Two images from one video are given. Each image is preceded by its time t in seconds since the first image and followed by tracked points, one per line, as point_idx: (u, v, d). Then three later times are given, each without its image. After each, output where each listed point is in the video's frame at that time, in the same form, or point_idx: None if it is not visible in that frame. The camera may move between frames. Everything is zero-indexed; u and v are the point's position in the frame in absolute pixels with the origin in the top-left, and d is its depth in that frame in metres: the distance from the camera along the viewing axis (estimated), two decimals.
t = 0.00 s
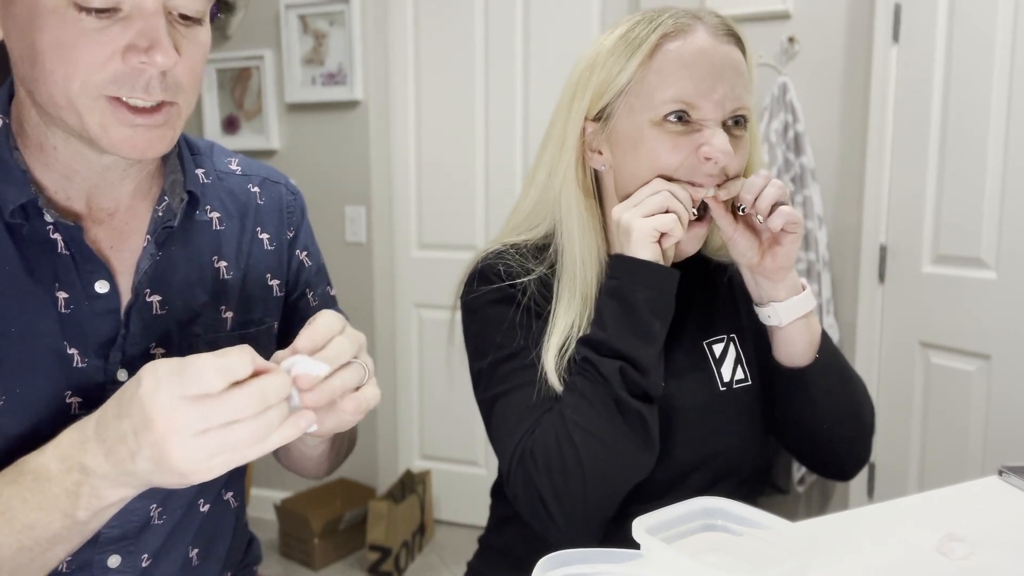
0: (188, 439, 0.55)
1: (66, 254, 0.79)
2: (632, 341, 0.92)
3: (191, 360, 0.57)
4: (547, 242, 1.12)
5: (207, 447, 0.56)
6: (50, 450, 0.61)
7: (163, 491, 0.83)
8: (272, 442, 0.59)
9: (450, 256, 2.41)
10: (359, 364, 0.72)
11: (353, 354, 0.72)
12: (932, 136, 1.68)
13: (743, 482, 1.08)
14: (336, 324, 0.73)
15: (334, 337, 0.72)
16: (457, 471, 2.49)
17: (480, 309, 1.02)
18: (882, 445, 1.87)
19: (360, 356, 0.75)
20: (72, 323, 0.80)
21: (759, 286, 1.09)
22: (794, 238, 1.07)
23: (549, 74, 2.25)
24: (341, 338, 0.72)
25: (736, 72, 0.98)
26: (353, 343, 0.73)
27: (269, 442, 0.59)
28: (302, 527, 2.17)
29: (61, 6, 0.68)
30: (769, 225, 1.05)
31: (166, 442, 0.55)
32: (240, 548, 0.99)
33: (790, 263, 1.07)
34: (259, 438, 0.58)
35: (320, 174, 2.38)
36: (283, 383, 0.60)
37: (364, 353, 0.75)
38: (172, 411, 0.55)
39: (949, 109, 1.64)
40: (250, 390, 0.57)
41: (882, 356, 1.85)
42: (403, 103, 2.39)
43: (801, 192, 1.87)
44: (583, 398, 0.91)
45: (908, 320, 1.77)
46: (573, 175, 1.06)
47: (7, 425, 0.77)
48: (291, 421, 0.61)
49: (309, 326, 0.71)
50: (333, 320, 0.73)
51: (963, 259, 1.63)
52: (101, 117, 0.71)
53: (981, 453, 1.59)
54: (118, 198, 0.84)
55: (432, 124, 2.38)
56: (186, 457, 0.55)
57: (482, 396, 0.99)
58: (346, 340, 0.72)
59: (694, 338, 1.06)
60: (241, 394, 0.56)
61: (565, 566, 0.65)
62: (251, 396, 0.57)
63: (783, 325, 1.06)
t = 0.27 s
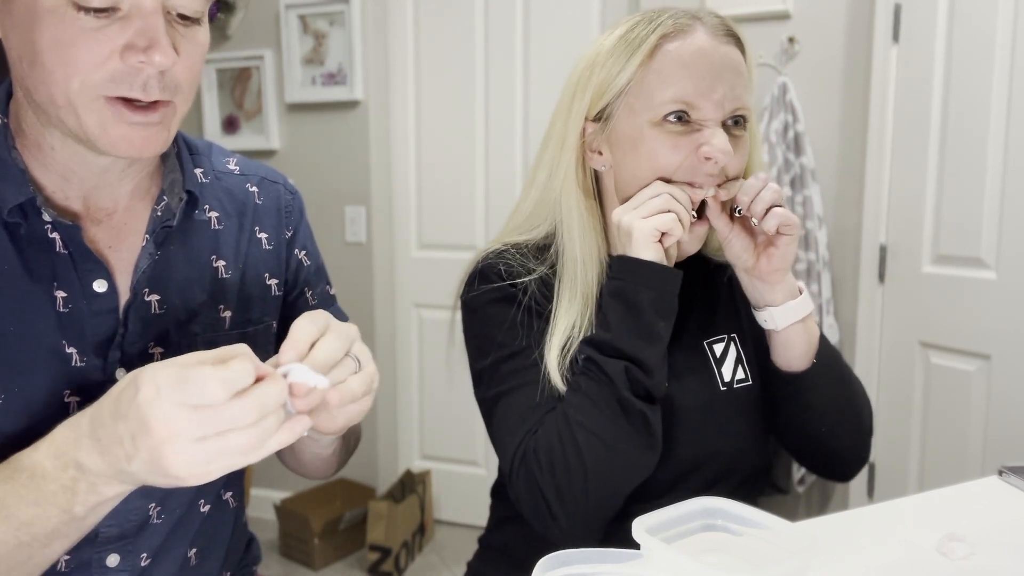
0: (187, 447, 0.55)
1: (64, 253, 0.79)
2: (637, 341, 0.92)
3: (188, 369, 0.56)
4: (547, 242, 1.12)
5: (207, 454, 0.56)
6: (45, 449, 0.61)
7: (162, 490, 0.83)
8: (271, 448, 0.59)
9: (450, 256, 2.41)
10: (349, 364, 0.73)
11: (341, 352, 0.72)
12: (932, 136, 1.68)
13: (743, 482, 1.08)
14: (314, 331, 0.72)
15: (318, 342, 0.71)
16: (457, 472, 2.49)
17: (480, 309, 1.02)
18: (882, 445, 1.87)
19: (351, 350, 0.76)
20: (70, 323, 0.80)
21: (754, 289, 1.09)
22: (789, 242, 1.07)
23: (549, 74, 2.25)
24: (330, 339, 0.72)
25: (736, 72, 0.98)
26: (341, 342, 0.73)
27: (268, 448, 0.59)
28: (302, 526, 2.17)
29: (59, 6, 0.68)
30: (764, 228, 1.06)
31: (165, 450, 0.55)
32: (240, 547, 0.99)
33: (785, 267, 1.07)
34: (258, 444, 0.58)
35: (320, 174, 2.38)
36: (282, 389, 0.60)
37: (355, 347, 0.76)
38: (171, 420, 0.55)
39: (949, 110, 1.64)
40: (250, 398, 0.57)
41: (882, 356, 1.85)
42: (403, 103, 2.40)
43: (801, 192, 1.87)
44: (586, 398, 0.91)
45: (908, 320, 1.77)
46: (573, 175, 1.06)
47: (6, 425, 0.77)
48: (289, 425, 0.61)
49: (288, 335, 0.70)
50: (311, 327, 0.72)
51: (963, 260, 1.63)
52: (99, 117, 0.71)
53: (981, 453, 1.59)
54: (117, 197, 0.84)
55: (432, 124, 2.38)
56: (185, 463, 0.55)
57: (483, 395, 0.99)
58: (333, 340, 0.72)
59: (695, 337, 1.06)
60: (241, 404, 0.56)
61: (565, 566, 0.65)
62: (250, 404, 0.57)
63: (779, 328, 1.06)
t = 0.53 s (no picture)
0: (191, 449, 0.55)
1: (63, 253, 0.79)
2: (641, 343, 0.93)
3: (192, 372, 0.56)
4: (547, 242, 1.12)
5: (211, 455, 0.55)
6: (40, 447, 0.61)
7: (162, 489, 0.83)
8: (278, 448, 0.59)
9: (450, 257, 2.41)
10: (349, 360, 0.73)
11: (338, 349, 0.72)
12: (931, 136, 1.68)
13: (743, 483, 1.08)
14: (309, 331, 0.72)
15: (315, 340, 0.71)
16: (457, 472, 2.49)
17: (480, 309, 1.02)
18: (882, 445, 1.87)
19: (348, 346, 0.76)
20: (70, 322, 0.80)
21: (753, 294, 1.08)
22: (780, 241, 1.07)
23: (549, 74, 2.25)
24: (328, 337, 0.72)
25: (735, 72, 0.98)
26: (341, 339, 0.73)
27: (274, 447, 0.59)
28: (302, 526, 2.17)
29: (58, 5, 0.68)
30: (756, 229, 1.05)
31: (169, 452, 0.55)
32: (240, 547, 0.99)
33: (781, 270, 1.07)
34: (264, 445, 0.58)
35: (320, 174, 2.38)
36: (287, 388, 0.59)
37: (352, 343, 0.77)
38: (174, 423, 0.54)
39: (949, 110, 1.64)
40: (254, 399, 0.56)
41: (882, 356, 1.85)
42: (403, 104, 2.40)
43: (801, 192, 1.87)
44: (590, 398, 0.91)
45: (908, 320, 1.77)
46: (572, 175, 1.06)
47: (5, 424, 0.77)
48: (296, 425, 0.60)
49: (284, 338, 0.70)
50: (306, 327, 0.72)
51: (963, 260, 1.63)
52: (99, 116, 0.71)
53: (981, 453, 1.59)
54: (116, 197, 0.84)
55: (432, 124, 2.38)
56: (189, 465, 0.55)
57: (483, 396, 0.99)
58: (333, 338, 0.72)
59: (694, 338, 1.06)
60: (245, 406, 0.56)
61: (565, 566, 0.65)
62: (253, 405, 0.56)
63: (777, 335, 1.05)
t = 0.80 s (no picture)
0: (190, 455, 0.55)
1: (63, 252, 0.79)
2: (640, 349, 0.93)
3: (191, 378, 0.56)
4: (543, 244, 1.12)
5: (211, 461, 0.56)
6: (41, 448, 0.61)
7: (162, 489, 0.83)
8: (276, 454, 0.59)
9: (450, 257, 2.41)
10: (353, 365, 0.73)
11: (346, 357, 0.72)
12: (931, 136, 1.68)
13: (742, 484, 1.08)
14: (321, 336, 0.72)
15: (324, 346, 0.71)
16: (457, 472, 2.49)
17: (478, 312, 1.02)
18: (882, 445, 1.87)
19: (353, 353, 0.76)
20: (70, 321, 0.80)
21: (746, 297, 1.08)
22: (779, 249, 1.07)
23: (549, 73, 2.25)
24: (336, 343, 0.72)
25: (732, 71, 0.98)
26: (348, 345, 0.73)
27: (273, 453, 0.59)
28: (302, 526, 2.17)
29: (56, 4, 0.68)
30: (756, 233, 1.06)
31: (167, 459, 0.54)
32: (240, 547, 0.99)
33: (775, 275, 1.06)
34: (263, 450, 0.58)
35: (320, 174, 2.38)
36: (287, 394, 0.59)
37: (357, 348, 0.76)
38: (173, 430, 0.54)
39: (948, 110, 1.64)
40: (254, 405, 0.56)
41: (882, 356, 1.85)
42: (403, 104, 2.40)
43: (801, 192, 1.87)
44: (589, 402, 0.91)
45: (908, 321, 1.77)
46: (570, 175, 1.06)
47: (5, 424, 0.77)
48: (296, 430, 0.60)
49: (296, 343, 0.70)
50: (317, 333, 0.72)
51: (963, 260, 1.63)
52: (98, 114, 0.71)
53: (981, 453, 1.59)
54: (115, 197, 0.84)
55: (432, 124, 2.38)
56: (188, 471, 0.55)
57: (481, 398, 0.99)
58: (340, 344, 0.72)
59: (691, 341, 1.06)
60: (245, 413, 0.56)
61: (565, 566, 0.65)
62: (253, 411, 0.56)
63: (767, 338, 1.05)
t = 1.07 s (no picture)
0: (188, 456, 0.55)
1: (63, 251, 0.79)
2: (644, 352, 0.92)
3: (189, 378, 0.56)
4: (542, 244, 1.12)
5: (209, 462, 0.55)
6: (41, 447, 0.61)
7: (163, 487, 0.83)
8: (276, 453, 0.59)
9: (450, 257, 2.41)
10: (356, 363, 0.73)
11: (348, 355, 0.72)
12: (931, 136, 1.68)
13: (741, 484, 1.08)
14: (321, 330, 0.72)
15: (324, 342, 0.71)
16: (457, 472, 2.49)
17: (478, 313, 1.02)
18: (882, 445, 1.87)
19: (359, 347, 0.76)
20: (70, 320, 0.80)
21: (741, 300, 1.08)
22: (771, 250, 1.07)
23: (549, 73, 2.25)
24: (337, 341, 0.71)
25: (730, 70, 0.98)
26: (350, 343, 0.73)
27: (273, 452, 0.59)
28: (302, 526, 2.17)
29: (57, 4, 0.68)
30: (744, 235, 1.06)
31: (165, 459, 0.55)
32: (240, 546, 0.99)
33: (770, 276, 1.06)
34: (262, 451, 0.58)
35: (320, 174, 2.38)
36: (286, 396, 0.59)
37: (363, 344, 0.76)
38: (171, 431, 0.54)
39: (948, 110, 1.64)
40: (252, 407, 0.56)
41: (882, 356, 1.85)
42: (403, 104, 2.40)
43: (801, 192, 1.87)
44: (593, 404, 0.91)
45: (908, 321, 1.77)
46: (568, 175, 1.06)
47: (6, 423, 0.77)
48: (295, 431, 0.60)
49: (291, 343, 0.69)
50: (318, 327, 0.72)
51: (963, 259, 1.63)
52: (100, 115, 0.71)
53: (981, 453, 1.59)
54: (116, 196, 0.84)
55: (432, 123, 2.38)
56: (186, 472, 0.55)
57: (481, 399, 0.99)
58: (343, 343, 0.72)
59: (690, 342, 1.06)
60: (245, 414, 0.56)
61: (565, 566, 0.65)
62: (251, 413, 0.56)
63: (761, 341, 1.05)
